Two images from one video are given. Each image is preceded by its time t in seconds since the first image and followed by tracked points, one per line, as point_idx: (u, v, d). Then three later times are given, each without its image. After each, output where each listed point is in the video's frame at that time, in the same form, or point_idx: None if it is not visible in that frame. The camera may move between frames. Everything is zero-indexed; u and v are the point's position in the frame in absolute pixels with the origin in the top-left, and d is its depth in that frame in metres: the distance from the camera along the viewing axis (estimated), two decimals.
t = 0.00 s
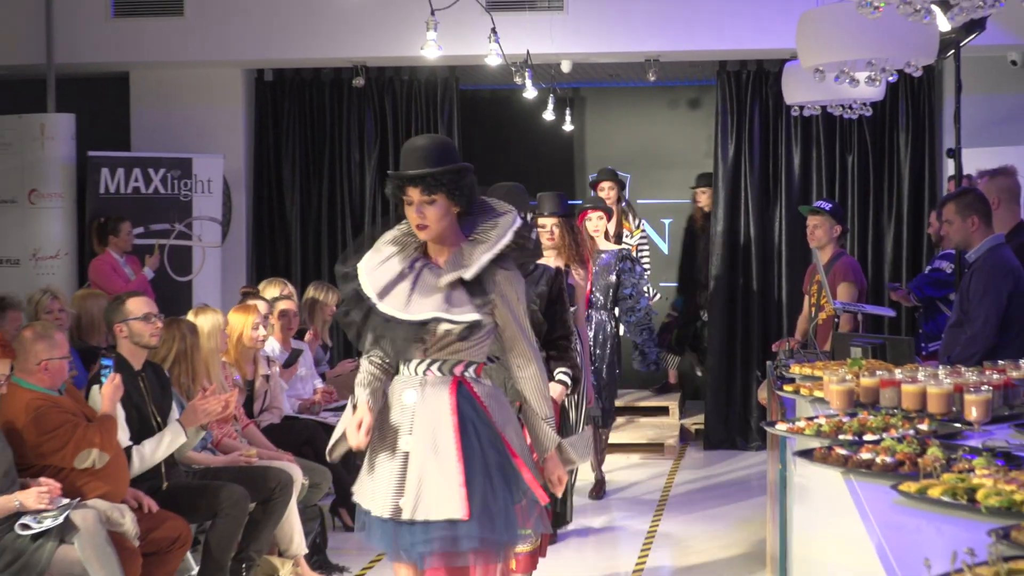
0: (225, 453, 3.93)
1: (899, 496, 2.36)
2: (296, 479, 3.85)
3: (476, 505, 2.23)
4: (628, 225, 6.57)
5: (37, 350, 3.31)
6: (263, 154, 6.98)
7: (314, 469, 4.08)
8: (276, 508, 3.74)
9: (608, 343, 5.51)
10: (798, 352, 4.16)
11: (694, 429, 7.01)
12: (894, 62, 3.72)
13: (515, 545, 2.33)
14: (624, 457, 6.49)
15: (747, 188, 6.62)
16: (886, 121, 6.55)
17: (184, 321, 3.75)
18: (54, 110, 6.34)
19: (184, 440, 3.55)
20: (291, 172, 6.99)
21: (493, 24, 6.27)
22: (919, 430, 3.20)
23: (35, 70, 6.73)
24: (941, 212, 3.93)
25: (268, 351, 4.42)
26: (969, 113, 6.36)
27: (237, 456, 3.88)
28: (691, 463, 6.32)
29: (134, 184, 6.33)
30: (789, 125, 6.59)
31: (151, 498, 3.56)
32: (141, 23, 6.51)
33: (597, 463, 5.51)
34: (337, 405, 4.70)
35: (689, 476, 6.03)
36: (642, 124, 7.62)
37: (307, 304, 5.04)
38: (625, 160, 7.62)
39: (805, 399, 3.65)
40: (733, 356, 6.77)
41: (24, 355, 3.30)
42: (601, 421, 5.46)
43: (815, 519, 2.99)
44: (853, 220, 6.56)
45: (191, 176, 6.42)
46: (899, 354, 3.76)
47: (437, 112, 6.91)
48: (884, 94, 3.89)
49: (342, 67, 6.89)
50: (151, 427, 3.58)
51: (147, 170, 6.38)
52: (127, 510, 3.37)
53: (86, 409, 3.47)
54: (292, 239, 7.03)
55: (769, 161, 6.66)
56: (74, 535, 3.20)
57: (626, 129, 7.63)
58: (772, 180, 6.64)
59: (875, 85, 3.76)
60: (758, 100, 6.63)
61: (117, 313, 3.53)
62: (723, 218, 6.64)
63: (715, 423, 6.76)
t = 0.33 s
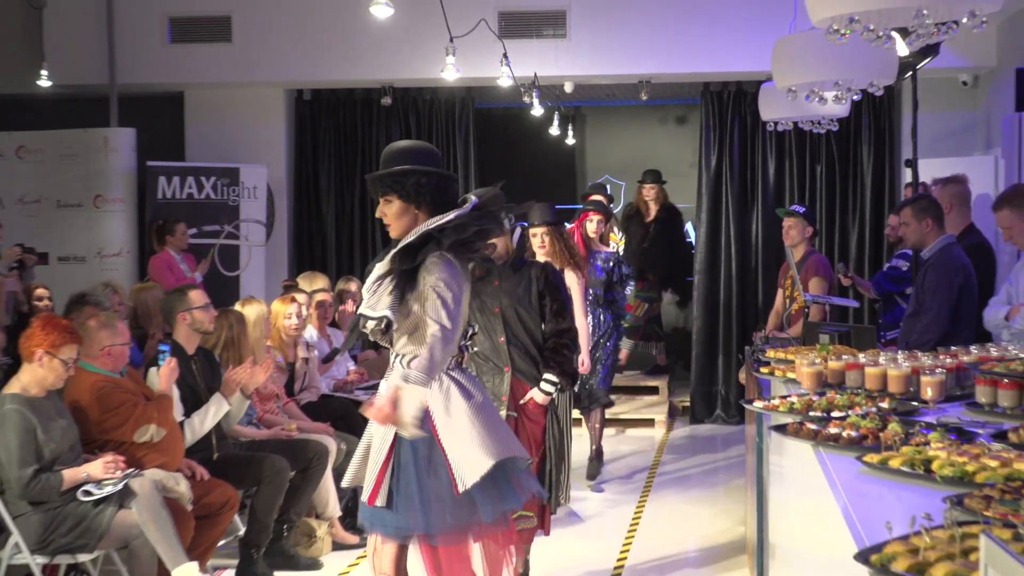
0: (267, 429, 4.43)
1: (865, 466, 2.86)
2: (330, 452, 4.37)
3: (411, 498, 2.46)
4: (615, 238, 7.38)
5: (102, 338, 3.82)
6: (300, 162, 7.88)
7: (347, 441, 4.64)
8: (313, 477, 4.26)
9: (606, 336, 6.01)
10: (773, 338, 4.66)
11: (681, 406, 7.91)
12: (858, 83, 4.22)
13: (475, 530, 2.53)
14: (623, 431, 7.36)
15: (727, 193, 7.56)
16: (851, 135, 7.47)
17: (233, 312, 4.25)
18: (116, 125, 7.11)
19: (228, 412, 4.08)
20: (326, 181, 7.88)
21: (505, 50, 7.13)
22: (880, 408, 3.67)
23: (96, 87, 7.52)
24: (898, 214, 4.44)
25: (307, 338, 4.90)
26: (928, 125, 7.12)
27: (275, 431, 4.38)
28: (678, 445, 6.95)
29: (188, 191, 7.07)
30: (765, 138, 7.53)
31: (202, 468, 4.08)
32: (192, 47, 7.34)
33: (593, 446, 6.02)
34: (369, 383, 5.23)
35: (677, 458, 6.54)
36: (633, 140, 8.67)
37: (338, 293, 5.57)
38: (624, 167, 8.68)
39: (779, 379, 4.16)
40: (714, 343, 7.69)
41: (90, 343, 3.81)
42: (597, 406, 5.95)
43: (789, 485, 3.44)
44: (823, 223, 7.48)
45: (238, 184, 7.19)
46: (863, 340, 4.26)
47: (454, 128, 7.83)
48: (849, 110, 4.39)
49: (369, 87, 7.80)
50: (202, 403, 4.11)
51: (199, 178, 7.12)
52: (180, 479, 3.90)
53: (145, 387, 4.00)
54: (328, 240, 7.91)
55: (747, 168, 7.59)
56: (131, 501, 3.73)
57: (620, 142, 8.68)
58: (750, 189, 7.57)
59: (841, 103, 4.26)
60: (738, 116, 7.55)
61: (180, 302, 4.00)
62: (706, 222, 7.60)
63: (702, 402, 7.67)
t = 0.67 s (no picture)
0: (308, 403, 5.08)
1: (828, 436, 3.35)
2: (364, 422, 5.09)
3: (372, 475, 2.95)
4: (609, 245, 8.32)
5: (166, 325, 4.40)
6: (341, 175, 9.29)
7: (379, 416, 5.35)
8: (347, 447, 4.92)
9: (596, 325, 6.69)
10: (749, 326, 5.30)
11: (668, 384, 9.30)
12: (823, 104, 4.85)
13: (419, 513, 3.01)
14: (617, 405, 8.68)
15: (708, 200, 8.78)
16: (815, 150, 8.70)
17: (280, 302, 4.95)
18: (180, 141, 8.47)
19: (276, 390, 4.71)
20: (361, 186, 9.20)
21: (516, 76, 8.49)
22: (842, 384, 4.30)
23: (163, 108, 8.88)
24: (859, 219, 5.10)
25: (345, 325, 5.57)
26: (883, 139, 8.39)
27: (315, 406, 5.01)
28: (666, 426, 7.65)
29: (242, 198, 8.37)
30: (742, 150, 8.79)
31: (254, 438, 4.73)
32: (248, 74, 8.76)
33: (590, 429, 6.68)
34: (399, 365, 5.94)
35: (665, 439, 7.16)
36: (626, 153, 10.06)
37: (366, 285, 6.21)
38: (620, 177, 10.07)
39: (754, 360, 4.81)
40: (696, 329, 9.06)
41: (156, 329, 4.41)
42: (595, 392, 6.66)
43: (759, 452, 3.97)
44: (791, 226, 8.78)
45: (286, 191, 8.53)
46: (827, 328, 4.88)
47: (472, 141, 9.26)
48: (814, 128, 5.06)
49: (400, 108, 9.16)
50: (255, 381, 4.76)
51: (251, 186, 8.42)
52: (235, 447, 4.49)
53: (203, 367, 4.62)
54: (363, 243, 9.18)
55: (725, 178, 8.83)
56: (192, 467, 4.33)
57: (617, 155, 10.08)
58: (729, 195, 8.82)
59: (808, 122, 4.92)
60: (718, 135, 8.81)
61: (239, 295, 4.65)
62: (691, 226, 8.85)
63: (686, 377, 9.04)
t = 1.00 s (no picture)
0: (347, 380, 5.95)
1: (794, 410, 3.40)
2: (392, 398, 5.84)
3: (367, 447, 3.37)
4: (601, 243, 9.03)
5: (225, 314, 4.92)
6: (375, 182, 10.62)
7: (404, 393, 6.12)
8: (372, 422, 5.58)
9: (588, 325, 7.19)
10: (725, 316, 6.11)
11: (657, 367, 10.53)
12: (789, 123, 5.63)
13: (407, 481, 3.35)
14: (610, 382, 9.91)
15: (690, 206, 10.24)
16: (785, 163, 10.06)
17: (323, 293, 5.77)
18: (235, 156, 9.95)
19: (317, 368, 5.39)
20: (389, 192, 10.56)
21: (525, 98, 9.67)
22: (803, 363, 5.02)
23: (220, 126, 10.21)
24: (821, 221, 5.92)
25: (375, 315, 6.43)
26: (842, 154, 9.80)
27: (353, 382, 5.89)
28: (655, 408, 8.44)
29: (291, 204, 9.77)
30: (718, 163, 10.21)
31: (299, 411, 5.35)
32: (297, 96, 10.00)
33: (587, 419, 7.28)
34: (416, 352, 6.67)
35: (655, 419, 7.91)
36: (619, 164, 10.89)
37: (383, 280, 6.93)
38: (615, 187, 10.92)
39: (731, 345, 5.52)
40: (680, 318, 10.39)
41: (216, 317, 4.91)
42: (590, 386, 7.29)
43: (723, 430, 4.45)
44: (763, 229, 10.16)
45: (328, 199, 9.89)
46: (794, 315, 5.66)
47: (487, 157, 10.63)
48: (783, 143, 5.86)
49: (425, 128, 10.54)
50: (300, 361, 5.47)
51: (298, 195, 9.79)
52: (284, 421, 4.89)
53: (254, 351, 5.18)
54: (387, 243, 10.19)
55: (704, 187, 10.25)
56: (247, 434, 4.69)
57: (613, 167, 10.92)
58: (707, 203, 10.23)
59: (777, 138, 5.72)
60: (699, 151, 10.23)
61: (286, 286, 5.41)
62: (675, 228, 10.30)
63: (671, 358, 10.36)
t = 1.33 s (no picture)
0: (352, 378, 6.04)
1: (794, 408, 3.44)
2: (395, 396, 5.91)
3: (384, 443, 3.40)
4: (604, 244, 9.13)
5: (230, 312, 4.98)
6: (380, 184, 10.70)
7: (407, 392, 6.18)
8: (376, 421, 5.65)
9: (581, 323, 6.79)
10: (725, 315, 6.20)
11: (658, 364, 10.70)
12: (788, 125, 5.71)
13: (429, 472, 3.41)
14: (611, 379, 10.05)
15: (691, 205, 10.35)
16: (786, 162, 10.17)
17: (327, 293, 5.85)
18: (242, 157, 10.04)
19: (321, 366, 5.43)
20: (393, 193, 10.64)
21: (528, 101, 9.76)
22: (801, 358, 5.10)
23: (228, 127, 10.29)
24: (816, 228, 6.06)
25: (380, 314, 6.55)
26: (840, 156, 9.90)
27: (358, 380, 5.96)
28: (655, 407, 8.53)
29: (297, 205, 9.84)
30: (718, 163, 10.31)
31: (304, 409, 5.37)
32: (304, 99, 10.10)
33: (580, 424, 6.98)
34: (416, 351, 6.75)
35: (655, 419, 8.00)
36: (621, 166, 10.97)
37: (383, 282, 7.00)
38: (616, 188, 11.00)
39: (729, 343, 5.55)
40: (681, 317, 10.52)
41: (222, 316, 4.97)
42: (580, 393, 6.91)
43: (722, 426, 4.48)
44: (764, 229, 10.27)
45: (333, 199, 9.99)
46: (792, 314, 5.73)
47: (490, 160, 10.71)
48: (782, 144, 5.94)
49: (430, 130, 10.62)
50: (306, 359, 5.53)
51: (304, 195, 9.87)
52: (290, 418, 4.95)
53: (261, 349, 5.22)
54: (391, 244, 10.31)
55: (705, 187, 10.36)
56: (253, 431, 4.70)
57: (614, 169, 11.00)
58: (708, 204, 10.35)
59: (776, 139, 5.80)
60: (700, 151, 10.33)
61: (291, 286, 5.50)
62: (677, 228, 10.40)
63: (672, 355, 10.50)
